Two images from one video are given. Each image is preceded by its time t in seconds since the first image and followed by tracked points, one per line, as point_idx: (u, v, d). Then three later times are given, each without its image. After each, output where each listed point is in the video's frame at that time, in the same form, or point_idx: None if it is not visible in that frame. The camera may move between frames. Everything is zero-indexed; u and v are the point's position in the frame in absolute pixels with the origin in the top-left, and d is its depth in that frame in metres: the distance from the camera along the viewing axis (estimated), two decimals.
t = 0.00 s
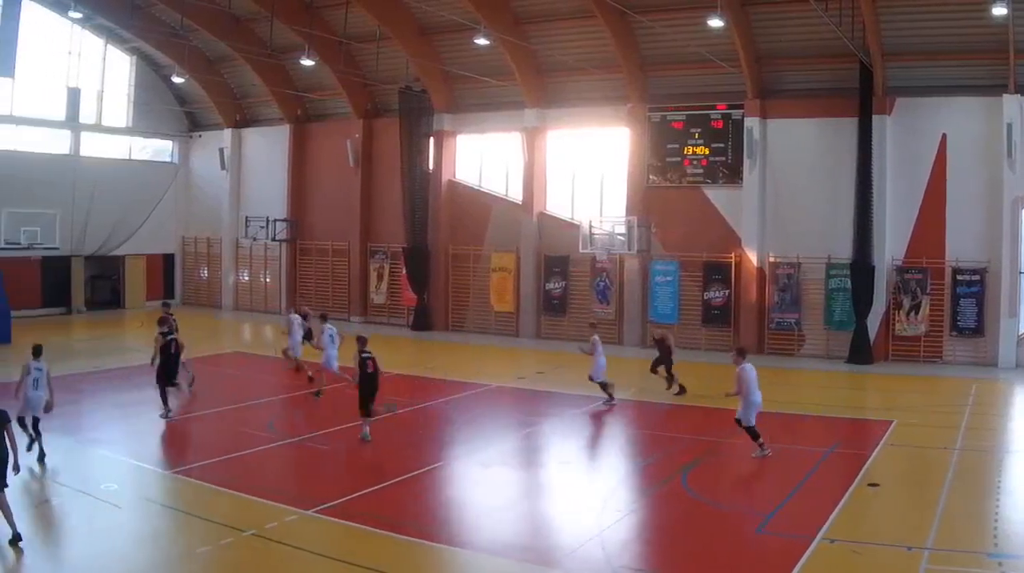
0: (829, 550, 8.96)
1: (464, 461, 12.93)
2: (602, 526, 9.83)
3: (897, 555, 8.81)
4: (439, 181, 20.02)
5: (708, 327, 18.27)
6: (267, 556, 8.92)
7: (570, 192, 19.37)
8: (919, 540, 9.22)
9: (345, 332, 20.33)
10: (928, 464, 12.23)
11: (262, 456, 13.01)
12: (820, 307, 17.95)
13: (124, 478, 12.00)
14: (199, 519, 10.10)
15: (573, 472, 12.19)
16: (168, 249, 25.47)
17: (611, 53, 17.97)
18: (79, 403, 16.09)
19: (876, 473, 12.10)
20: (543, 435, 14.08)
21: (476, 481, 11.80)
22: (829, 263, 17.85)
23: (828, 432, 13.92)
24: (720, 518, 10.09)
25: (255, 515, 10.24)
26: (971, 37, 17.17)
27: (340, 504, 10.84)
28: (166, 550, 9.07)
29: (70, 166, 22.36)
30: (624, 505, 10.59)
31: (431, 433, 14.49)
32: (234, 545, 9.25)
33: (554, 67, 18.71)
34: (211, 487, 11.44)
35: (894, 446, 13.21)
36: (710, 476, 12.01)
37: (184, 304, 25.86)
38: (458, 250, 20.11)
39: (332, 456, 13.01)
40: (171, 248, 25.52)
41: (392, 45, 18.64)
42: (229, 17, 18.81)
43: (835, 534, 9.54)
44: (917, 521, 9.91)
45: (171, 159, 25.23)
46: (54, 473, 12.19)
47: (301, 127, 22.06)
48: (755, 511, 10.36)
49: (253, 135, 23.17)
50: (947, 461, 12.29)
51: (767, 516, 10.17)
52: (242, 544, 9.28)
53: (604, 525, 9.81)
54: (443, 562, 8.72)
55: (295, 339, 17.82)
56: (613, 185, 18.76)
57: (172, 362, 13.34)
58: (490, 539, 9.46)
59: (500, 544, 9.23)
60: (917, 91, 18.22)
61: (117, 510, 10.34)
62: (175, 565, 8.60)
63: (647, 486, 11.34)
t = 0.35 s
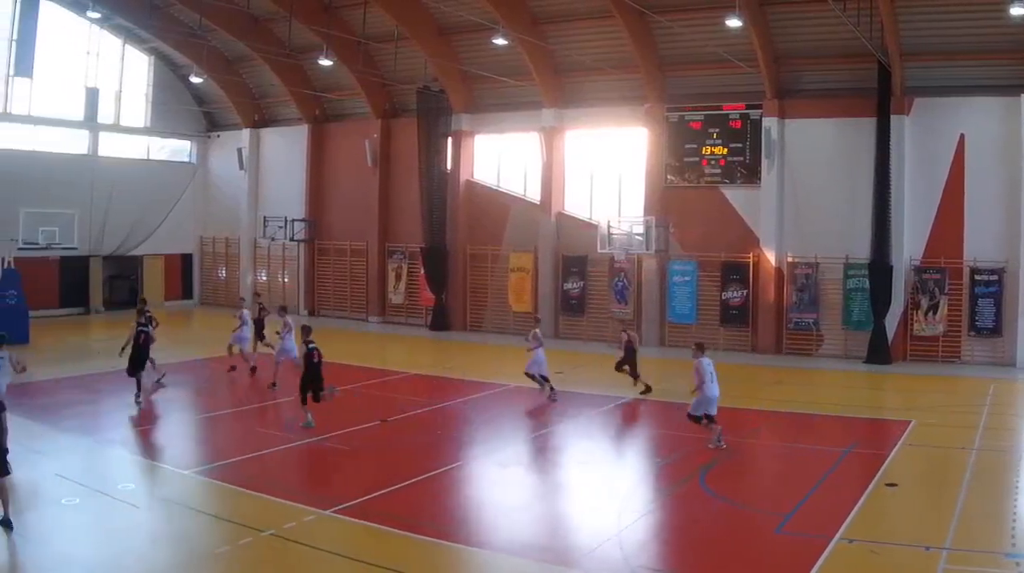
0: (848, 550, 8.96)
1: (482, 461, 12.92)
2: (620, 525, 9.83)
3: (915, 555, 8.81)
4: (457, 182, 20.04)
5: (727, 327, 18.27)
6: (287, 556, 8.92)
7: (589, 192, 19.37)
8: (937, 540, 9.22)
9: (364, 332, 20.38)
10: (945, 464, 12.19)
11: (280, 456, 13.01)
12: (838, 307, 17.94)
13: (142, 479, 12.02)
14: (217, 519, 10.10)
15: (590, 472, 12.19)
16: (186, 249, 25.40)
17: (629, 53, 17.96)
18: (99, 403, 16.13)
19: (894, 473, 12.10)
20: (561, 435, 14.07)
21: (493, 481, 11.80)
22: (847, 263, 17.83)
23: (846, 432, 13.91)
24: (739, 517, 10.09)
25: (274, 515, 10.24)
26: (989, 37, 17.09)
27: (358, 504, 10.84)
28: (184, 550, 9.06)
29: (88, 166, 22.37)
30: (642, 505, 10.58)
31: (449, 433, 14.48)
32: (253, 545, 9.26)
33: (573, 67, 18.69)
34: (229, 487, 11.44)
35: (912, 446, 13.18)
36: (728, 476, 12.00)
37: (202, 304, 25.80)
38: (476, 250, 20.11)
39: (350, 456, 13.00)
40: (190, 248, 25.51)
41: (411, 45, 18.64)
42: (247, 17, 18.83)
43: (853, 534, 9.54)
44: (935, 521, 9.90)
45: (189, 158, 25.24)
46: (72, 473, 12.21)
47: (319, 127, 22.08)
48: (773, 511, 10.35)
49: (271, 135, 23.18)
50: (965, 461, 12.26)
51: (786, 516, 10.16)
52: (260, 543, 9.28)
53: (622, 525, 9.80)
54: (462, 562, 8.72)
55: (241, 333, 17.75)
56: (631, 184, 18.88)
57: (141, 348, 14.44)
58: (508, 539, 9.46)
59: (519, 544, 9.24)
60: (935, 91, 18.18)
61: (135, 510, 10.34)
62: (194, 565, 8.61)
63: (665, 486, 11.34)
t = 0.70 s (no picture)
0: (867, 550, 8.94)
1: (501, 461, 12.91)
2: (638, 525, 9.83)
3: (934, 554, 8.80)
4: (476, 182, 20.06)
5: (746, 327, 18.26)
6: (306, 556, 8.92)
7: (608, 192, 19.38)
8: (956, 540, 9.20)
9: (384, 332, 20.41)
10: (964, 464, 12.18)
11: (298, 456, 13.01)
12: (857, 307, 17.92)
13: (161, 478, 12.03)
14: (236, 519, 10.10)
15: (609, 472, 12.18)
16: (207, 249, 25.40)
17: (647, 53, 17.98)
18: (120, 402, 16.16)
19: (913, 473, 12.07)
20: (581, 435, 14.06)
21: (512, 481, 11.79)
22: (866, 263, 17.82)
23: (865, 431, 13.90)
24: (759, 517, 10.08)
25: (293, 515, 10.24)
26: (1009, 38, 17.02)
27: (377, 505, 10.83)
28: (203, 551, 9.07)
29: (107, 166, 22.58)
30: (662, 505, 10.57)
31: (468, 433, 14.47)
32: (272, 545, 9.26)
33: (592, 67, 18.69)
34: (249, 486, 11.44)
35: (932, 446, 13.14)
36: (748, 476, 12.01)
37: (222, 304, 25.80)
38: (495, 250, 20.11)
39: (368, 456, 12.99)
40: (210, 248, 25.53)
41: (430, 45, 18.65)
42: (267, 17, 18.88)
43: (871, 534, 9.53)
44: (954, 521, 9.88)
45: (209, 158, 25.27)
46: (91, 473, 12.22)
47: (339, 127, 22.13)
48: (792, 511, 10.34)
49: (290, 135, 23.21)
50: (986, 462, 12.20)
51: (805, 516, 10.15)
52: (279, 543, 9.28)
53: (642, 526, 9.80)
54: (481, 562, 8.72)
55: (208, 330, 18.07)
56: (650, 184, 18.86)
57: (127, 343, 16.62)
58: (527, 539, 9.46)
59: (537, 544, 9.24)
60: (953, 91, 18.14)
61: (154, 510, 10.35)
62: (213, 565, 8.61)
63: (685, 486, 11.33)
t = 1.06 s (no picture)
0: (886, 550, 8.94)
1: (520, 463, 12.90)
2: (657, 525, 9.82)
3: (954, 554, 8.80)
4: (496, 182, 20.07)
5: (766, 327, 18.26)
6: (325, 556, 8.92)
7: (627, 192, 19.39)
8: (976, 540, 9.19)
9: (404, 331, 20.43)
10: (984, 464, 12.14)
11: (317, 456, 13.01)
12: (877, 307, 17.89)
13: (180, 478, 12.03)
14: (255, 519, 10.10)
15: (628, 472, 12.18)
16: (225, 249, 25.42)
17: (667, 53, 17.97)
18: (141, 403, 16.17)
19: (932, 473, 12.06)
20: (601, 435, 14.05)
21: (531, 481, 11.79)
22: (886, 263, 17.81)
23: (885, 431, 13.87)
24: (778, 517, 10.09)
25: (313, 515, 10.24)
26: None
27: (397, 505, 10.83)
28: (223, 551, 9.07)
29: (126, 166, 22.37)
30: (681, 505, 10.56)
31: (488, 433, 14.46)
32: (291, 545, 9.26)
33: (612, 67, 18.69)
34: (267, 487, 11.42)
35: (952, 446, 13.11)
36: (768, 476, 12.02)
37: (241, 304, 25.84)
38: (515, 250, 20.12)
39: (388, 456, 12.98)
40: (229, 248, 25.54)
41: (450, 45, 18.64)
42: (287, 18, 18.90)
43: (891, 534, 9.53)
44: (973, 521, 9.87)
45: (228, 158, 25.28)
46: (110, 473, 12.23)
47: (358, 127, 22.17)
48: (811, 511, 10.34)
49: (309, 135, 23.26)
50: (1007, 462, 12.15)
51: (824, 516, 10.14)
52: (299, 543, 9.29)
53: (661, 526, 9.80)
54: (502, 562, 8.71)
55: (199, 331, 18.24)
56: (669, 184, 18.86)
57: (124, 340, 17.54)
58: (545, 538, 9.47)
59: (557, 544, 9.25)
60: (973, 91, 18.09)
61: (174, 510, 10.34)
62: (232, 565, 8.61)
63: (704, 486, 11.33)
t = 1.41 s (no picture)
0: (905, 550, 8.93)
1: (537, 463, 12.88)
2: (674, 526, 9.81)
3: (971, 554, 8.80)
4: (514, 182, 20.14)
5: (784, 327, 18.25)
6: (343, 556, 8.92)
7: (646, 192, 19.40)
8: (994, 540, 9.19)
9: (421, 331, 20.46)
10: (1003, 465, 12.09)
11: (335, 456, 13.00)
12: (895, 308, 17.85)
13: (198, 478, 12.02)
14: (274, 519, 10.09)
15: (644, 472, 12.18)
16: (243, 249, 25.48)
17: (685, 53, 17.98)
18: (160, 403, 16.17)
19: (949, 473, 12.04)
20: (618, 435, 14.03)
21: (548, 481, 11.78)
22: (904, 263, 17.77)
23: (903, 431, 13.84)
24: (796, 518, 10.08)
25: (331, 515, 10.24)
26: None
27: (415, 505, 10.83)
28: (242, 551, 9.06)
29: (145, 166, 22.56)
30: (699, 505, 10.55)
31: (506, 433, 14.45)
32: (309, 545, 9.26)
33: (630, 67, 18.72)
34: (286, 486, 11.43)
35: (970, 446, 13.07)
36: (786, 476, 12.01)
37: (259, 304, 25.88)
38: (533, 250, 20.15)
39: (406, 456, 12.97)
40: (247, 249, 25.58)
41: (468, 45, 18.64)
42: (305, 17, 18.92)
43: (909, 534, 9.52)
44: (990, 521, 9.85)
45: (246, 158, 25.31)
46: (128, 473, 12.24)
47: (376, 126, 22.23)
48: (829, 511, 10.33)
49: (328, 135, 23.33)
50: None
51: (841, 516, 10.13)
52: (316, 543, 9.29)
53: (679, 526, 9.79)
54: (520, 562, 8.70)
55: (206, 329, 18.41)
56: (687, 184, 18.85)
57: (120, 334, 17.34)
58: (563, 538, 9.46)
59: (576, 544, 9.24)
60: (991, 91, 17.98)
61: (193, 510, 10.34)
62: (251, 565, 8.61)
63: (722, 486, 11.32)
